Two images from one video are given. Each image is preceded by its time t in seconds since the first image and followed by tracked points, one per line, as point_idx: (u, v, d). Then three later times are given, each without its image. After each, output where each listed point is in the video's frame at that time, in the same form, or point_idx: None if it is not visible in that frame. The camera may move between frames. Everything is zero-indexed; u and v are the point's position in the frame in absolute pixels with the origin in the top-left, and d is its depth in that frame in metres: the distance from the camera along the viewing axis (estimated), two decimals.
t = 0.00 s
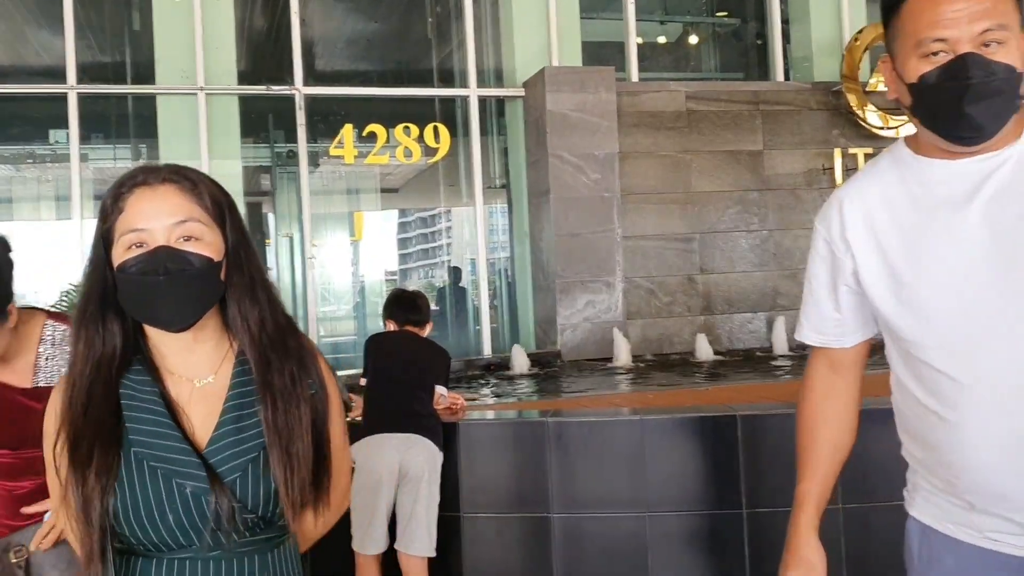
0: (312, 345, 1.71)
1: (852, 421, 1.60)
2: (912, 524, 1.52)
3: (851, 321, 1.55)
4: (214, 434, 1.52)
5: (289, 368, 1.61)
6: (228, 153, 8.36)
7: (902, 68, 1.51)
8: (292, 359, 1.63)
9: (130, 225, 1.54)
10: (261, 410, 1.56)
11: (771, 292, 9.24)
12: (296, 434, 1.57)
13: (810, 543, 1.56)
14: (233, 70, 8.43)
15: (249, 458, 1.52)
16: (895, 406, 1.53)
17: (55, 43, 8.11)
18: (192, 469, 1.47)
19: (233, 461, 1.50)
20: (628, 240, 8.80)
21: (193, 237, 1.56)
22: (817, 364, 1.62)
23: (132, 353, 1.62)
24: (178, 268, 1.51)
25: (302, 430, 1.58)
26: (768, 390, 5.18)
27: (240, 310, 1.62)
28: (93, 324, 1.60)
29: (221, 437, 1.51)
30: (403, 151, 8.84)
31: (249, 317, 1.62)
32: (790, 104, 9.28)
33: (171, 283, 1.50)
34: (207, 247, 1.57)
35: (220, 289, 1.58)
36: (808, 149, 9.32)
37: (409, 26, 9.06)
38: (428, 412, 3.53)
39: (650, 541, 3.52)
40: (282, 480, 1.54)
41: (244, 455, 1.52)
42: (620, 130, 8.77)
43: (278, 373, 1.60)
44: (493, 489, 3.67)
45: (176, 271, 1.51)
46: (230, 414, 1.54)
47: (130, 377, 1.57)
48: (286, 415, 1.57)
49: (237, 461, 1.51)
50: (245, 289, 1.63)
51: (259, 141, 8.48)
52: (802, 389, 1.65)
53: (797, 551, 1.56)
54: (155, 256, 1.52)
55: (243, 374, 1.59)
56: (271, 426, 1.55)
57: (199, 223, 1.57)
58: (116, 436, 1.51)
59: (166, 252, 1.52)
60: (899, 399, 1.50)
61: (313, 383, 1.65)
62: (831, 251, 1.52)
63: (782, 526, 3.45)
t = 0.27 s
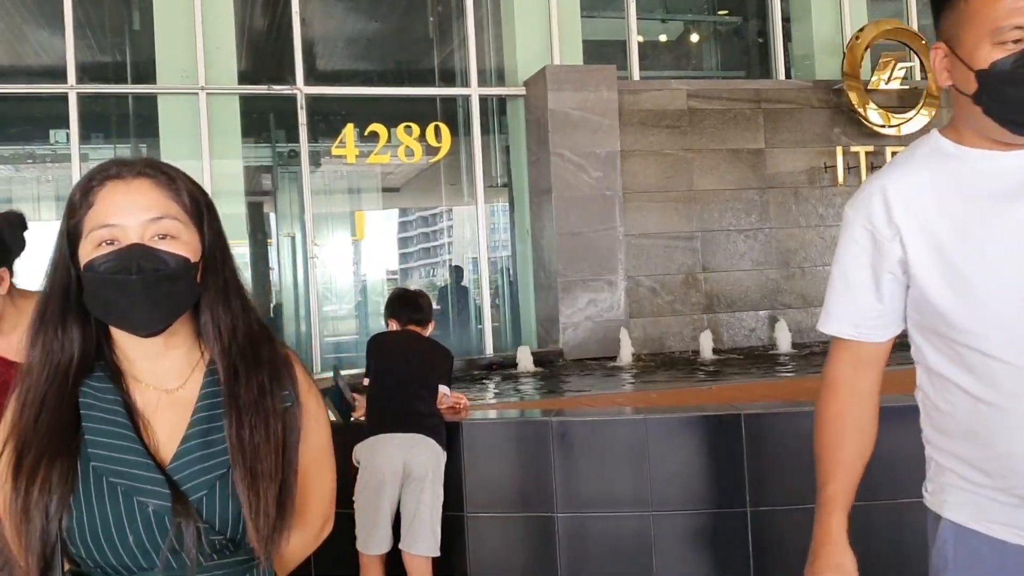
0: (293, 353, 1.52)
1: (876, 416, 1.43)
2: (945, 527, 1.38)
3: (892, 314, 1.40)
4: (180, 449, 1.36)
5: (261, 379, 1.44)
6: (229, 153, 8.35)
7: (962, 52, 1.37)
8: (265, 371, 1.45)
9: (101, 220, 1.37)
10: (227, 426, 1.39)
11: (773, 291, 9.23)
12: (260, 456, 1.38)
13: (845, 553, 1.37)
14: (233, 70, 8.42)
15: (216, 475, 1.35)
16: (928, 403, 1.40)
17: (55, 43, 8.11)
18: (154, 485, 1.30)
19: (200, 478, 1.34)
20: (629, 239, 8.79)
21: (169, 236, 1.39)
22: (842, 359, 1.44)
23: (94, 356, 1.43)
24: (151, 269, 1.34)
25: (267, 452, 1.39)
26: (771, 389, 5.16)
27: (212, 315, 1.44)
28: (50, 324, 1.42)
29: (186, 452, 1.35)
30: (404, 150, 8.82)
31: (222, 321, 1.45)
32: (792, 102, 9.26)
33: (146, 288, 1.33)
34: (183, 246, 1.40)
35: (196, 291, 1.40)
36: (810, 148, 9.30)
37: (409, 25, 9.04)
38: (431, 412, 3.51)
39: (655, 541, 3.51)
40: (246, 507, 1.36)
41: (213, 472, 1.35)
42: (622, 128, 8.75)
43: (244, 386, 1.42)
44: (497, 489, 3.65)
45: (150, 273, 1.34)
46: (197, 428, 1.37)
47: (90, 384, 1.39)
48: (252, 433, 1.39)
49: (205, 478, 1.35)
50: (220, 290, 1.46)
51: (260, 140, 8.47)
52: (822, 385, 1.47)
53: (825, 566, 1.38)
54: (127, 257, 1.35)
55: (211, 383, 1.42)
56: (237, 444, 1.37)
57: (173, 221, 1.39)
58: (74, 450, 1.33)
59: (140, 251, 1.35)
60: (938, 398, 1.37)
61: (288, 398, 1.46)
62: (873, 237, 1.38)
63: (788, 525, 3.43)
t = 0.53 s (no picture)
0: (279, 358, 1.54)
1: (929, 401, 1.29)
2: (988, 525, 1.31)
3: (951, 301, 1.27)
4: (173, 467, 1.33)
5: (256, 385, 1.44)
6: (227, 153, 8.33)
7: None
8: (258, 376, 1.46)
9: (83, 215, 1.33)
10: (226, 433, 1.38)
11: (774, 291, 9.20)
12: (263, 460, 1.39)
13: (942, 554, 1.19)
14: (232, 69, 8.40)
15: (216, 491, 1.34)
16: (970, 397, 1.34)
17: (53, 43, 8.08)
18: (151, 505, 1.27)
19: (199, 497, 1.32)
20: (629, 238, 8.76)
21: (159, 236, 1.36)
22: (898, 349, 1.29)
23: (71, 364, 1.38)
24: (141, 271, 1.32)
25: (269, 455, 1.40)
26: (772, 389, 5.14)
27: (204, 324, 1.45)
28: (25, 329, 1.36)
29: (182, 469, 1.32)
30: (404, 150, 8.80)
31: (213, 331, 1.45)
32: (792, 102, 9.25)
33: (134, 288, 1.30)
34: (174, 249, 1.38)
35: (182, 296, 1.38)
36: (811, 147, 9.28)
37: (408, 25, 9.02)
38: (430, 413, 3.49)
39: (656, 541, 3.48)
40: (250, 514, 1.35)
41: (211, 490, 1.33)
42: (622, 128, 8.73)
43: (242, 390, 1.42)
44: (496, 489, 3.63)
45: (141, 275, 1.32)
46: (188, 442, 1.35)
47: (69, 397, 1.33)
48: (253, 438, 1.39)
49: (204, 496, 1.32)
50: (209, 298, 1.46)
51: (259, 140, 8.45)
52: (874, 376, 1.33)
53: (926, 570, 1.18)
54: (113, 255, 1.31)
55: (204, 396, 1.40)
56: (237, 451, 1.37)
57: (164, 223, 1.37)
58: (56, 469, 1.27)
59: (128, 250, 1.32)
60: (986, 391, 1.30)
61: (281, 401, 1.48)
62: (932, 221, 1.26)
63: (789, 525, 3.41)
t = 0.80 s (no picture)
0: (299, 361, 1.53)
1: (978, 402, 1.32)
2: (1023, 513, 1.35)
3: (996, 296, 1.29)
4: (190, 478, 1.34)
5: (270, 391, 1.44)
6: (229, 153, 8.35)
7: None
8: (274, 382, 1.46)
9: (99, 211, 1.34)
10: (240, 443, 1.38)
11: (776, 290, 9.20)
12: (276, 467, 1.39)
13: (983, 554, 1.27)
14: (234, 69, 8.42)
15: (236, 504, 1.35)
16: (1008, 387, 1.36)
17: (55, 44, 8.10)
18: (167, 518, 1.28)
19: (218, 511, 1.33)
20: (630, 238, 8.76)
21: (178, 232, 1.38)
22: (941, 348, 1.32)
23: (87, 363, 1.38)
24: (163, 268, 1.34)
25: (281, 463, 1.40)
26: (773, 388, 5.15)
27: (221, 327, 1.45)
28: (40, 325, 1.37)
29: (200, 481, 1.34)
30: (405, 150, 8.83)
31: (229, 333, 1.45)
32: (793, 100, 9.25)
33: (153, 286, 1.32)
34: (192, 245, 1.39)
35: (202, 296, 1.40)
36: (812, 146, 9.28)
37: (409, 25, 9.03)
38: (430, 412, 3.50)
39: (655, 540, 3.50)
40: (263, 522, 1.36)
41: (230, 504, 1.34)
42: (623, 127, 8.73)
43: (256, 397, 1.42)
44: (496, 489, 3.64)
45: (160, 271, 1.33)
46: (205, 456, 1.36)
47: (84, 401, 1.34)
48: (266, 447, 1.39)
49: (222, 510, 1.33)
50: (226, 300, 1.46)
51: (260, 140, 8.46)
52: (918, 374, 1.36)
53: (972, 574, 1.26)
54: (131, 250, 1.33)
55: (221, 405, 1.40)
56: (250, 461, 1.37)
57: (182, 218, 1.38)
58: (71, 476, 1.27)
59: (146, 245, 1.33)
60: None
61: (299, 406, 1.47)
62: (983, 216, 1.26)
63: (788, 525, 3.42)
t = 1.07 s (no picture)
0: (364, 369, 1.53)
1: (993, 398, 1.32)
2: None
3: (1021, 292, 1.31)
4: (247, 468, 1.32)
5: (338, 390, 1.43)
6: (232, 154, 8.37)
7: None
8: (342, 383, 1.45)
9: (174, 188, 1.36)
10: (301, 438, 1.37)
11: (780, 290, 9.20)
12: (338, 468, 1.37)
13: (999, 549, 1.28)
14: (238, 70, 8.45)
15: (290, 499, 1.33)
16: None
17: (60, 45, 8.14)
18: (222, 506, 1.27)
19: (273, 504, 1.31)
20: (634, 238, 8.76)
21: (251, 215, 1.39)
22: (959, 345, 1.33)
23: (147, 343, 1.42)
24: (233, 250, 1.35)
25: (343, 464, 1.37)
26: (778, 388, 5.14)
27: (295, 318, 1.47)
28: (105, 305, 1.40)
29: (256, 471, 1.32)
30: (409, 151, 8.84)
31: (302, 325, 1.47)
32: (797, 101, 9.24)
33: (223, 269, 1.33)
34: (264, 229, 1.41)
35: (272, 281, 1.42)
36: (816, 146, 9.28)
37: (413, 26, 9.04)
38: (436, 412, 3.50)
39: (658, 539, 3.49)
40: (319, 523, 1.33)
41: (285, 499, 1.32)
42: (626, 127, 8.73)
43: (322, 396, 1.41)
44: (500, 488, 3.64)
45: (230, 255, 1.35)
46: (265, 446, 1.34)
47: (142, 381, 1.36)
48: (330, 447, 1.37)
49: (278, 505, 1.31)
50: (298, 293, 1.48)
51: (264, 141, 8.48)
52: (935, 374, 1.36)
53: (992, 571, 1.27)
54: (203, 231, 1.34)
55: (283, 397, 1.40)
56: (311, 459, 1.35)
57: (256, 201, 1.39)
58: (123, 458, 1.28)
59: (218, 227, 1.35)
60: None
61: (363, 411, 1.45)
62: (1010, 213, 1.29)
63: (793, 525, 3.42)
